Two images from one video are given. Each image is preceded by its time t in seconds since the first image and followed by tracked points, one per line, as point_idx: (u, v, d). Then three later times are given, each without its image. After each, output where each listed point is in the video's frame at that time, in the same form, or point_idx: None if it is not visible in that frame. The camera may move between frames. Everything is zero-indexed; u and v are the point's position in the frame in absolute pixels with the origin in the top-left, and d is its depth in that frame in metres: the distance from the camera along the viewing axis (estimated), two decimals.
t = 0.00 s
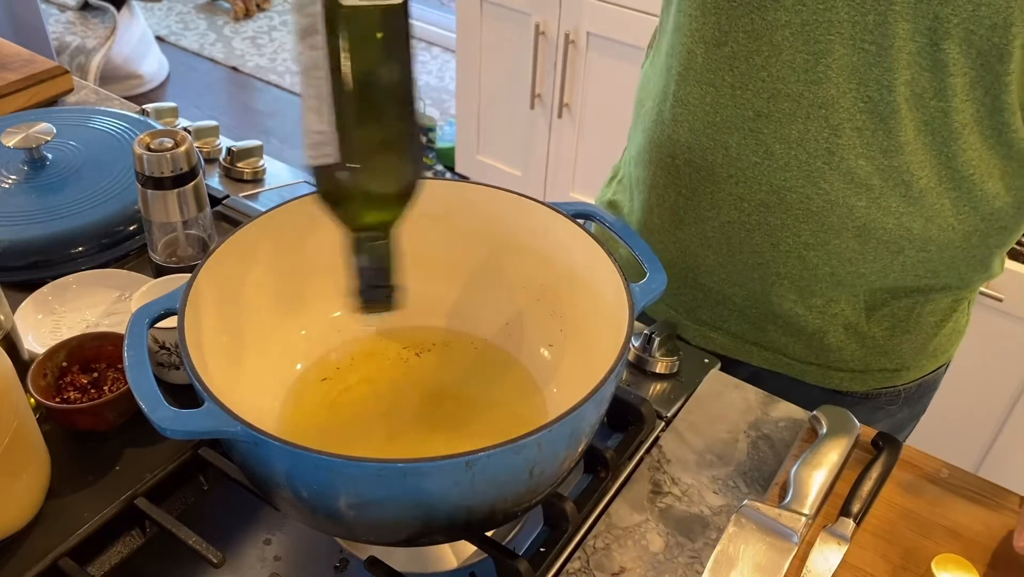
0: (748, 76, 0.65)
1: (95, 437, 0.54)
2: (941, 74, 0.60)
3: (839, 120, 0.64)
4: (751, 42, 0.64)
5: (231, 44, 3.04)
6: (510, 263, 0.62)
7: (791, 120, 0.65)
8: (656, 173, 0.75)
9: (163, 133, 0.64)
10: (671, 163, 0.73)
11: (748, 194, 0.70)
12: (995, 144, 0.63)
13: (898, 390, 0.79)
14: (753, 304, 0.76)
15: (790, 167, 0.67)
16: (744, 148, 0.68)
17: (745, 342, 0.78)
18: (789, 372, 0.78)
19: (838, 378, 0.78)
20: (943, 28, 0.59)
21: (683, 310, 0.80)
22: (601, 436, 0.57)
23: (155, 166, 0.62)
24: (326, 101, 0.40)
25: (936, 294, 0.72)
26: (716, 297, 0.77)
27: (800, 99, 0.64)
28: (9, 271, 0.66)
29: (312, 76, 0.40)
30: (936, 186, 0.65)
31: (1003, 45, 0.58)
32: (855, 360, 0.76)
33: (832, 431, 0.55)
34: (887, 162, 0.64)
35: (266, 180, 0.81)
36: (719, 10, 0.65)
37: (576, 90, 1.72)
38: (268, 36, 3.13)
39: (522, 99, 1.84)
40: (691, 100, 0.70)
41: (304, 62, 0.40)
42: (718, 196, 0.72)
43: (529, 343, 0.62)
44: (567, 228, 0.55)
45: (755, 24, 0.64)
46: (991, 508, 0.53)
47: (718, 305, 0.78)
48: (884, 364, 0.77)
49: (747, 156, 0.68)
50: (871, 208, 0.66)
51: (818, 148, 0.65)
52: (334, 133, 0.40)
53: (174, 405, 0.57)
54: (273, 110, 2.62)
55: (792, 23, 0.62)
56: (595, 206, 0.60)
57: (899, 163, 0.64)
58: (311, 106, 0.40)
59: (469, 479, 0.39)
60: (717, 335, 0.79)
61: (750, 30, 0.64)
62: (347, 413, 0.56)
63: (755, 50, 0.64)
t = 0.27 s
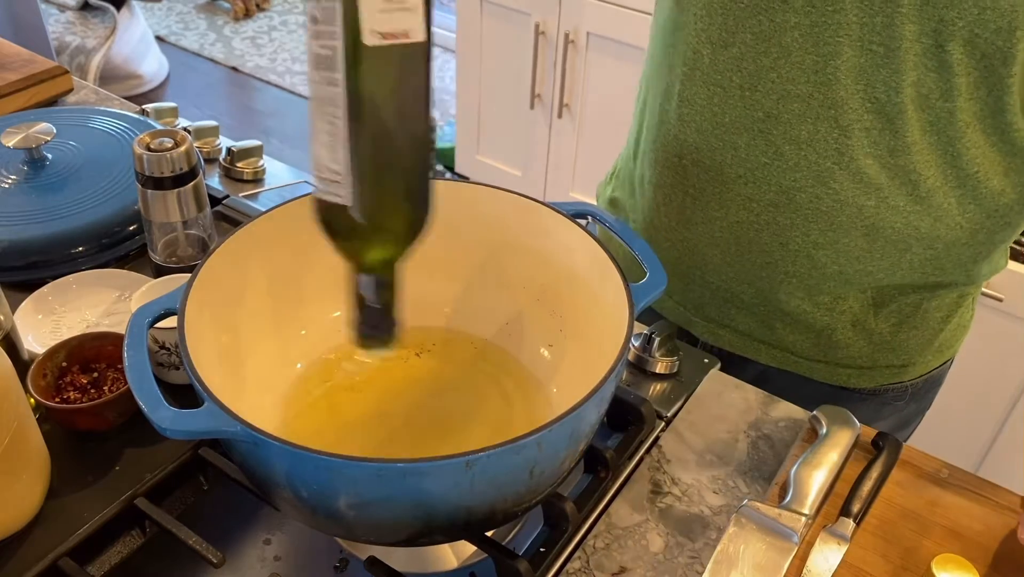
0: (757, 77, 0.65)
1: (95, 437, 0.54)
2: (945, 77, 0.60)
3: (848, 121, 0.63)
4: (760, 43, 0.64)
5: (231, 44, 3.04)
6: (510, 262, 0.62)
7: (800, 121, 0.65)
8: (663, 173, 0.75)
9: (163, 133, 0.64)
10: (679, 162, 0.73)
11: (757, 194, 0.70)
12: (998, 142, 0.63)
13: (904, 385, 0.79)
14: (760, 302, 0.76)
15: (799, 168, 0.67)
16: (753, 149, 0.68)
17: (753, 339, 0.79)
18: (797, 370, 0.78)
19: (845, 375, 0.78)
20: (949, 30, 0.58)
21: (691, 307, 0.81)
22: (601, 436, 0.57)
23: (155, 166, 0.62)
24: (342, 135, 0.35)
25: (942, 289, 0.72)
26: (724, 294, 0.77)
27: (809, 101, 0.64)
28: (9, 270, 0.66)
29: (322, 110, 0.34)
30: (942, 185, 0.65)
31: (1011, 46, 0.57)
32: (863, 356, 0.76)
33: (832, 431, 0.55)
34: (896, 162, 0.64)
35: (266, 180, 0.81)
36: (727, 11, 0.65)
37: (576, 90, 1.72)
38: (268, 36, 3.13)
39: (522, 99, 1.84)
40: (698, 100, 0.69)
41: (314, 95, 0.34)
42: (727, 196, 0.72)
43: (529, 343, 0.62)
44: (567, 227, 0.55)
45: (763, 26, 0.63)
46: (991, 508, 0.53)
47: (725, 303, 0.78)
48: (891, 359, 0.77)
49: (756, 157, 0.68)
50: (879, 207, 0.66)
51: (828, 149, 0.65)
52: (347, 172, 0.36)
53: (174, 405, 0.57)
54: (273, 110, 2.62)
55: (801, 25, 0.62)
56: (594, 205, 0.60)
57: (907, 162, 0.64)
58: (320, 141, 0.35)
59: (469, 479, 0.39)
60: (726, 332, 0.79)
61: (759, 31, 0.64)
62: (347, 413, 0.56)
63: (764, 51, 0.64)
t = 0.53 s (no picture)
0: (769, 81, 0.65)
1: (95, 437, 0.54)
2: (954, 82, 0.60)
3: (860, 125, 0.63)
4: (773, 47, 0.64)
5: (231, 44, 3.04)
6: (510, 262, 0.62)
7: (813, 125, 0.65)
8: (669, 174, 0.75)
9: (163, 133, 0.64)
10: (688, 164, 0.73)
11: (768, 197, 0.70)
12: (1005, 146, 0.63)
13: (908, 383, 0.79)
14: (766, 301, 0.76)
15: (811, 172, 0.66)
16: (764, 152, 0.68)
17: (758, 339, 0.79)
18: (802, 369, 0.78)
19: (850, 373, 0.78)
20: (960, 36, 0.58)
21: (696, 306, 0.81)
22: (601, 436, 0.57)
23: (155, 166, 0.62)
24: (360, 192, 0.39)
25: (947, 287, 0.72)
26: (730, 294, 0.78)
27: (821, 106, 0.64)
28: (9, 270, 0.66)
29: (339, 167, 0.39)
30: (948, 187, 0.65)
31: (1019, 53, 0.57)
32: (869, 355, 0.76)
33: (832, 431, 0.55)
34: (905, 165, 0.64)
35: (266, 180, 0.81)
36: (738, 14, 0.65)
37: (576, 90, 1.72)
38: (268, 36, 3.13)
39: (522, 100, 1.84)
40: (707, 103, 0.69)
41: (333, 153, 0.39)
42: (737, 199, 0.72)
43: (529, 343, 0.62)
44: (567, 227, 0.55)
45: (776, 30, 0.63)
46: (990, 507, 0.53)
47: (731, 302, 0.78)
48: (896, 358, 0.77)
49: (767, 160, 0.68)
50: (889, 211, 0.66)
51: (839, 153, 0.65)
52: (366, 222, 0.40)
53: (174, 405, 0.57)
54: (273, 110, 2.62)
55: (815, 29, 0.62)
56: (594, 205, 0.60)
57: (915, 166, 0.64)
58: (339, 198, 0.40)
59: (469, 479, 0.39)
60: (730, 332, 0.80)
61: (771, 36, 0.64)
62: (347, 413, 0.56)
63: (777, 55, 0.64)
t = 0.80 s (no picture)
0: (777, 87, 0.65)
1: (95, 437, 0.54)
2: (965, 87, 0.60)
3: (868, 131, 0.63)
4: (782, 53, 0.64)
5: (231, 45, 3.04)
6: (511, 262, 0.62)
7: (820, 130, 0.65)
8: (673, 178, 0.75)
9: (163, 133, 0.64)
10: (693, 169, 0.73)
11: (775, 203, 0.69)
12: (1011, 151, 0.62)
13: (911, 384, 0.79)
14: (771, 304, 0.76)
15: (818, 178, 0.66)
16: (771, 157, 0.68)
17: (762, 341, 0.79)
18: (805, 371, 0.79)
19: (853, 374, 0.78)
20: (973, 41, 0.58)
21: (700, 308, 0.81)
22: (601, 436, 0.57)
23: (155, 166, 0.62)
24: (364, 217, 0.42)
25: (952, 288, 0.72)
26: (733, 297, 0.78)
27: (830, 111, 0.64)
28: (9, 270, 0.66)
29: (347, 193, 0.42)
30: (953, 192, 0.65)
31: None
32: (872, 357, 0.77)
33: (832, 431, 0.55)
34: (911, 171, 0.64)
35: (266, 180, 0.81)
36: (746, 19, 0.65)
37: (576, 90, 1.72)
38: (268, 36, 3.13)
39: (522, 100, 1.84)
40: (713, 107, 0.69)
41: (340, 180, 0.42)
42: (742, 204, 0.71)
43: (529, 343, 0.62)
44: (567, 228, 0.55)
45: (784, 36, 0.63)
46: (990, 507, 0.53)
47: (735, 305, 0.78)
48: (899, 359, 0.77)
49: (774, 166, 0.68)
50: (896, 216, 0.66)
51: (847, 158, 0.65)
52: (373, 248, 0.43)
53: (174, 405, 0.57)
54: (273, 110, 2.62)
55: (825, 35, 0.62)
56: (594, 205, 0.60)
57: (922, 172, 0.64)
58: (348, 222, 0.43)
59: (470, 479, 0.39)
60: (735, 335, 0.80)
61: (780, 41, 0.64)
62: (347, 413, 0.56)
63: (785, 61, 0.64)
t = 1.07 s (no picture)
0: (779, 87, 0.65)
1: (95, 437, 0.54)
2: (968, 87, 0.59)
3: (870, 131, 0.63)
4: (783, 52, 0.64)
5: (231, 44, 3.04)
6: (511, 262, 0.62)
7: (822, 130, 0.65)
8: (674, 177, 0.75)
9: (163, 133, 0.64)
10: (694, 168, 0.73)
11: (776, 203, 0.69)
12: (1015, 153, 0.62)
13: (913, 385, 0.79)
14: (772, 305, 0.76)
15: (819, 178, 0.66)
16: (772, 157, 0.68)
17: (763, 342, 0.79)
18: (806, 371, 0.79)
19: (853, 376, 0.78)
20: (976, 41, 0.58)
21: (702, 308, 0.81)
22: (601, 436, 0.57)
23: (155, 166, 0.62)
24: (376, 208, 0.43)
25: (953, 290, 0.72)
26: (734, 298, 0.78)
27: (831, 111, 0.64)
28: (9, 270, 0.66)
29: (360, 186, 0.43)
30: (956, 194, 0.65)
31: None
32: (873, 358, 0.77)
33: (832, 431, 0.55)
34: (914, 172, 0.64)
35: (266, 180, 0.81)
36: (748, 18, 0.65)
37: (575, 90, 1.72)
38: (268, 36, 3.13)
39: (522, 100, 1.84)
40: (715, 107, 0.69)
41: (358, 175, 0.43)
42: (743, 204, 0.71)
43: (529, 343, 0.62)
44: (568, 228, 0.55)
45: (787, 35, 0.63)
46: (990, 507, 0.53)
47: (736, 306, 0.79)
48: (901, 360, 0.77)
49: (775, 166, 0.68)
50: (897, 217, 0.65)
51: (848, 158, 0.65)
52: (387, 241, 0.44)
53: (174, 405, 0.57)
54: (273, 110, 2.63)
55: (827, 34, 0.62)
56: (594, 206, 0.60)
57: (924, 172, 0.63)
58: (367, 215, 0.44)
59: (469, 479, 0.39)
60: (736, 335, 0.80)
61: (782, 41, 0.64)
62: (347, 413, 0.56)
63: (787, 60, 0.64)
